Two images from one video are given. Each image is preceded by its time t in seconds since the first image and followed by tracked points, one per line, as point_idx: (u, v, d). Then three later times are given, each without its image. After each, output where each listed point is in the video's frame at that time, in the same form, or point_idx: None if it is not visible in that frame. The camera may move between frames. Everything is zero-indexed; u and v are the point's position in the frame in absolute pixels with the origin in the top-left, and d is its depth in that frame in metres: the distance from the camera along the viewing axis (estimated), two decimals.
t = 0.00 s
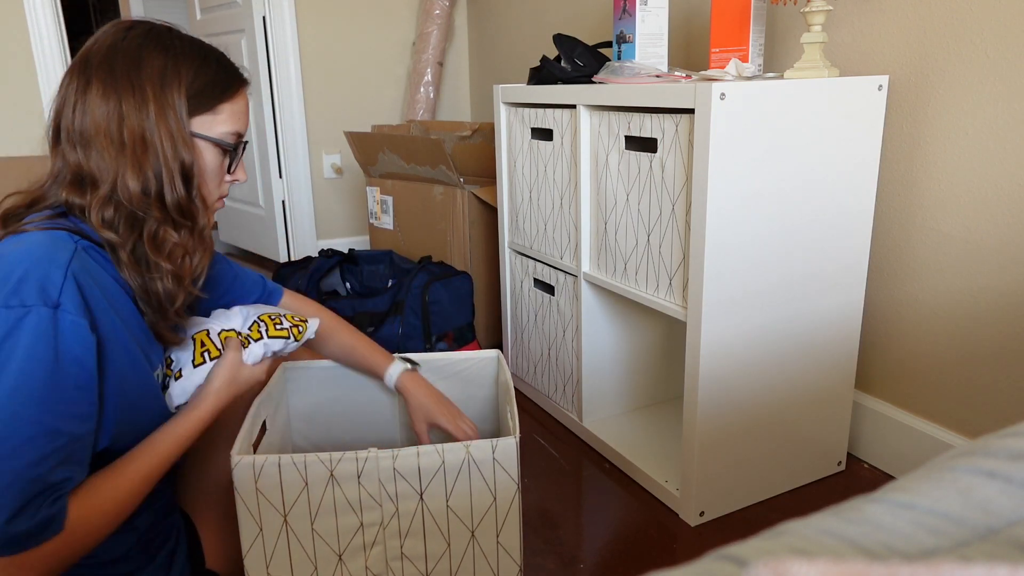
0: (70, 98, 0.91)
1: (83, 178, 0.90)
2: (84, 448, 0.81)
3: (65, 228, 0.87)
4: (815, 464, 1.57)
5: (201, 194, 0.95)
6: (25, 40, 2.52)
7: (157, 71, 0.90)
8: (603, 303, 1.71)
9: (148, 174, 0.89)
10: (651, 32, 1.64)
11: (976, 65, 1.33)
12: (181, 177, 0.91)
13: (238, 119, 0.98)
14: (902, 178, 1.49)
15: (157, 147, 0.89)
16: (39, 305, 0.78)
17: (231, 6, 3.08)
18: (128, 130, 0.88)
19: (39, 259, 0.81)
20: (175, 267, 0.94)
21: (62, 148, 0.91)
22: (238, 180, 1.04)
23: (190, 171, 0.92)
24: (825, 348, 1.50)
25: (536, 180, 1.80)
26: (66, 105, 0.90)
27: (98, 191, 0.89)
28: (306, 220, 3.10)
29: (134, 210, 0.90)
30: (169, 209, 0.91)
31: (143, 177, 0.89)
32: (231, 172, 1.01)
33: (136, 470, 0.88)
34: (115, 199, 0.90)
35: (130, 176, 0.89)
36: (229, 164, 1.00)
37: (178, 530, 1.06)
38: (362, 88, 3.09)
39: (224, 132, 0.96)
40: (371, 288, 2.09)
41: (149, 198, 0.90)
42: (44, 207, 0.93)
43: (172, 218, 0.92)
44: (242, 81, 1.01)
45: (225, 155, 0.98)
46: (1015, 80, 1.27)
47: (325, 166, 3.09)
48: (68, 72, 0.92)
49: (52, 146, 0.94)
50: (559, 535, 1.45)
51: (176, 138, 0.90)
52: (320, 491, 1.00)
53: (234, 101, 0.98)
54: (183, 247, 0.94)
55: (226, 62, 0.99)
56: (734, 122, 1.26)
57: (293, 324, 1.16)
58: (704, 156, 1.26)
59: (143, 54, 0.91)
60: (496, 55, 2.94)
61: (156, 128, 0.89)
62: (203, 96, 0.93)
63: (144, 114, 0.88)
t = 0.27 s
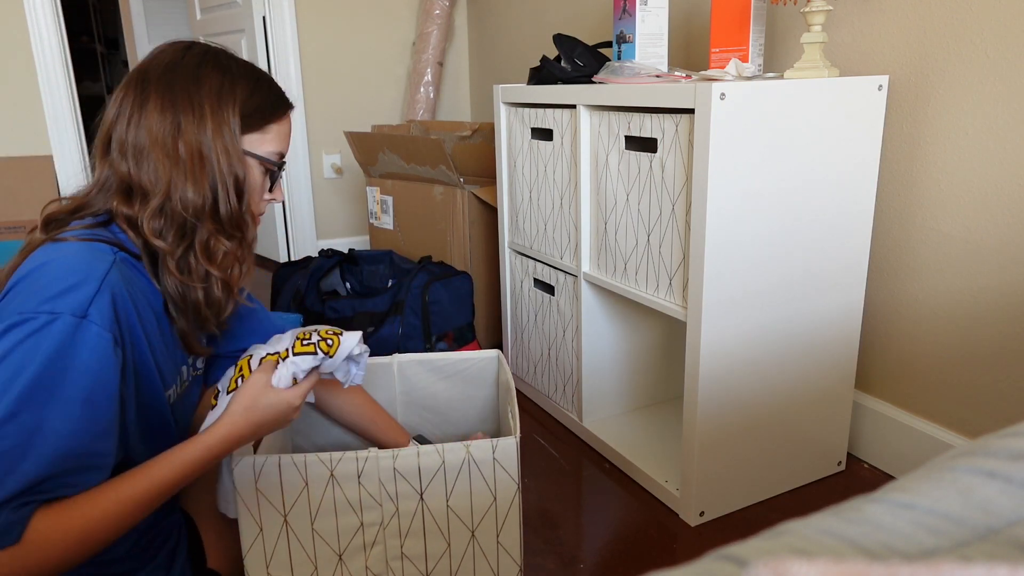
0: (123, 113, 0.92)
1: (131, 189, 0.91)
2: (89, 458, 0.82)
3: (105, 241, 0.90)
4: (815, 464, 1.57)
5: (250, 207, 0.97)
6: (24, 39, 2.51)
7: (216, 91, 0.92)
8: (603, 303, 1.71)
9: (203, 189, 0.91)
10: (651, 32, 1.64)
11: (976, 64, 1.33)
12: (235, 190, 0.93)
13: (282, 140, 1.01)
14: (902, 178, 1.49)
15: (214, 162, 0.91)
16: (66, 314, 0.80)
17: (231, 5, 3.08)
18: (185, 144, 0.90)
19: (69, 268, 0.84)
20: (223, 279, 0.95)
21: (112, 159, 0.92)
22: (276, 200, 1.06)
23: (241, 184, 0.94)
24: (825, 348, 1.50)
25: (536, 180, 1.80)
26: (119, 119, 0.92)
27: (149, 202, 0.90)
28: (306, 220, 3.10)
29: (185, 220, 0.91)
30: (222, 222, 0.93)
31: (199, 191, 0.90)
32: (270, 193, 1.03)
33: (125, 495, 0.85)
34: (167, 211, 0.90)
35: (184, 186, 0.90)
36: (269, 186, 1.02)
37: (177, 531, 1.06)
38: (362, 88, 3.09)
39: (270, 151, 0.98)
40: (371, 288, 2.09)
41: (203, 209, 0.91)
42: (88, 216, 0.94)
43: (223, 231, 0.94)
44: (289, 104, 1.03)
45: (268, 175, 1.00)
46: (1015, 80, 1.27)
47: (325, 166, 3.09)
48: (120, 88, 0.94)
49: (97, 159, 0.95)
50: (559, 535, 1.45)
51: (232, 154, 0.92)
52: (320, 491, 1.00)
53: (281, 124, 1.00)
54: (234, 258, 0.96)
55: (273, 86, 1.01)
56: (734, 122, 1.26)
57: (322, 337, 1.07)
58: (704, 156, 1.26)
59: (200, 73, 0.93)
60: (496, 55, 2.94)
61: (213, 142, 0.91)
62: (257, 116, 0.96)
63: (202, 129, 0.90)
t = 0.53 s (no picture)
0: (140, 113, 0.87)
1: (149, 186, 0.86)
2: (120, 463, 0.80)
3: (117, 233, 0.85)
4: (815, 464, 1.57)
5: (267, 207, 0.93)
6: (24, 38, 2.51)
7: (236, 96, 0.89)
8: (603, 303, 1.71)
9: (225, 188, 0.86)
10: (651, 32, 1.64)
11: (976, 64, 1.33)
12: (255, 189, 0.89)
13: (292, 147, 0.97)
14: (903, 178, 1.49)
15: (236, 161, 0.87)
16: (108, 293, 0.76)
17: (231, 5, 3.08)
18: (206, 144, 0.86)
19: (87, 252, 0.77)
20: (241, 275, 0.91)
21: (129, 157, 0.87)
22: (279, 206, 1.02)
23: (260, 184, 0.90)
24: (825, 348, 1.50)
25: (536, 180, 1.80)
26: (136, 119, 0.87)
27: (169, 199, 0.85)
28: (305, 220, 3.10)
29: (206, 214, 0.86)
30: (243, 219, 0.89)
31: (222, 188, 0.86)
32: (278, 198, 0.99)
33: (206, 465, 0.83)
34: (187, 208, 0.86)
35: (205, 182, 0.85)
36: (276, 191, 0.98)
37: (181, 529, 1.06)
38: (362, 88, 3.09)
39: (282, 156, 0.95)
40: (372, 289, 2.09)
41: (224, 206, 0.87)
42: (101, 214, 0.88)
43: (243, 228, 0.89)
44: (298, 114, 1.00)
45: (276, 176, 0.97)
46: (1015, 80, 1.27)
47: (325, 166, 3.09)
48: (137, 89, 0.89)
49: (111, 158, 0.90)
50: (559, 535, 1.45)
51: (253, 155, 0.88)
52: (319, 491, 1.00)
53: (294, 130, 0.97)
54: (251, 254, 0.91)
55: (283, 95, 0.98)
56: (734, 122, 1.26)
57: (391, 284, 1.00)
58: (704, 156, 1.26)
59: (219, 77, 0.90)
60: (496, 55, 2.94)
61: (235, 142, 0.87)
62: (272, 120, 0.93)
63: (224, 129, 0.86)
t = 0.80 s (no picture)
0: (149, 113, 0.87)
1: (161, 180, 0.87)
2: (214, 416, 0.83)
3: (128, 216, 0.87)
4: (815, 464, 1.57)
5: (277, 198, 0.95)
6: (24, 38, 2.51)
7: (243, 94, 0.89)
8: (603, 302, 1.71)
9: (238, 183, 0.88)
10: (651, 32, 1.64)
11: (975, 64, 1.33)
12: (266, 183, 0.90)
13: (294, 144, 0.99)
14: (903, 178, 1.49)
15: (246, 157, 0.87)
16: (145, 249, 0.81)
17: (231, 5, 3.08)
18: (216, 140, 0.86)
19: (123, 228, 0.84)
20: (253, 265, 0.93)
21: (139, 151, 0.88)
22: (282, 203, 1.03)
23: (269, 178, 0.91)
24: (824, 348, 1.50)
25: (536, 180, 1.80)
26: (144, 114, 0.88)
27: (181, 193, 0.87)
28: (305, 220, 3.10)
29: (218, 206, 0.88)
30: (254, 210, 0.91)
31: (235, 184, 0.87)
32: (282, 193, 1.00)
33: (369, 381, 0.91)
34: (201, 200, 0.88)
35: (216, 177, 0.86)
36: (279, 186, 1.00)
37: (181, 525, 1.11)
38: (362, 88, 3.09)
39: (282, 152, 0.97)
40: (372, 289, 2.10)
41: (237, 199, 0.88)
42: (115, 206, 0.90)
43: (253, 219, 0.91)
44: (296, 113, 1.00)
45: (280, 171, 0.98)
46: (1015, 80, 1.27)
47: (325, 166, 3.09)
48: (146, 88, 0.89)
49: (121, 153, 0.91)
50: (559, 535, 1.45)
51: (261, 151, 0.89)
52: (306, 494, 1.00)
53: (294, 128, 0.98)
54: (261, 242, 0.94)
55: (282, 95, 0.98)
56: (733, 123, 1.26)
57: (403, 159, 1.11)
58: (704, 155, 1.26)
59: (224, 74, 0.90)
60: (496, 55, 2.94)
61: (243, 138, 0.87)
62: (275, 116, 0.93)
63: (233, 125, 0.87)
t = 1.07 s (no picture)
0: (109, 103, 0.94)
1: (122, 165, 0.94)
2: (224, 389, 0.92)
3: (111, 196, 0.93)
4: (815, 464, 1.57)
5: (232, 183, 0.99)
6: (24, 39, 2.51)
7: (195, 82, 0.94)
8: (603, 302, 1.71)
9: (188, 164, 0.93)
10: (651, 32, 1.64)
11: (975, 64, 1.33)
12: (219, 167, 0.95)
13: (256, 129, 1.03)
14: (903, 178, 1.49)
15: (199, 141, 0.92)
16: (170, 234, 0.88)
17: (231, 6, 3.08)
18: (170, 124, 0.92)
19: (144, 209, 0.90)
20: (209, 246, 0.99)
21: (103, 138, 0.94)
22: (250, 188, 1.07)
23: (223, 163, 0.96)
24: (825, 348, 1.50)
25: (536, 180, 1.80)
26: (109, 103, 0.94)
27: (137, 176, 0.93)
28: (305, 220, 3.10)
29: (173, 189, 0.93)
30: (207, 193, 0.96)
31: (185, 165, 0.92)
32: (243, 176, 1.05)
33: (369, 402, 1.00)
34: (154, 183, 0.93)
35: (167, 159, 0.92)
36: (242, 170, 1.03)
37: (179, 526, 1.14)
38: (362, 88, 3.09)
39: (244, 135, 1.00)
40: (372, 288, 2.10)
41: (189, 181, 0.93)
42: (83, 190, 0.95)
43: (205, 202, 0.96)
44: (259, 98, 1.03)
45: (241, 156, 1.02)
46: (1015, 80, 1.27)
47: (325, 166, 3.09)
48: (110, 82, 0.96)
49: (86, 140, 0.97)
50: (559, 535, 1.45)
51: (213, 135, 0.93)
52: (282, 500, 0.99)
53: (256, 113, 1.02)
54: (215, 226, 0.99)
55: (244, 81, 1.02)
56: (733, 122, 1.26)
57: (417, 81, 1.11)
58: (705, 155, 1.26)
59: (183, 63, 0.96)
60: (496, 55, 2.94)
61: (195, 122, 0.92)
62: (233, 103, 0.98)
63: (185, 110, 0.92)
